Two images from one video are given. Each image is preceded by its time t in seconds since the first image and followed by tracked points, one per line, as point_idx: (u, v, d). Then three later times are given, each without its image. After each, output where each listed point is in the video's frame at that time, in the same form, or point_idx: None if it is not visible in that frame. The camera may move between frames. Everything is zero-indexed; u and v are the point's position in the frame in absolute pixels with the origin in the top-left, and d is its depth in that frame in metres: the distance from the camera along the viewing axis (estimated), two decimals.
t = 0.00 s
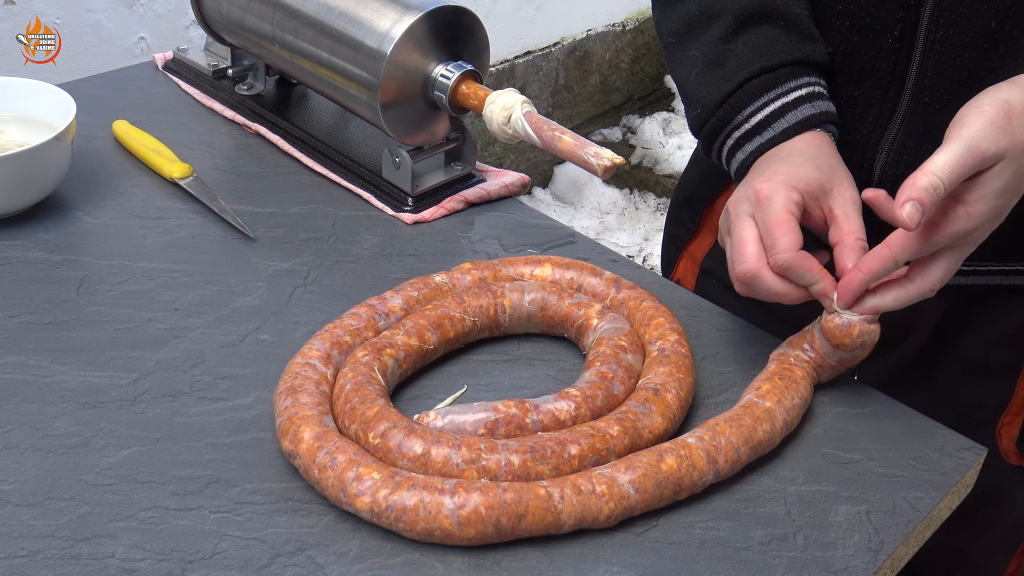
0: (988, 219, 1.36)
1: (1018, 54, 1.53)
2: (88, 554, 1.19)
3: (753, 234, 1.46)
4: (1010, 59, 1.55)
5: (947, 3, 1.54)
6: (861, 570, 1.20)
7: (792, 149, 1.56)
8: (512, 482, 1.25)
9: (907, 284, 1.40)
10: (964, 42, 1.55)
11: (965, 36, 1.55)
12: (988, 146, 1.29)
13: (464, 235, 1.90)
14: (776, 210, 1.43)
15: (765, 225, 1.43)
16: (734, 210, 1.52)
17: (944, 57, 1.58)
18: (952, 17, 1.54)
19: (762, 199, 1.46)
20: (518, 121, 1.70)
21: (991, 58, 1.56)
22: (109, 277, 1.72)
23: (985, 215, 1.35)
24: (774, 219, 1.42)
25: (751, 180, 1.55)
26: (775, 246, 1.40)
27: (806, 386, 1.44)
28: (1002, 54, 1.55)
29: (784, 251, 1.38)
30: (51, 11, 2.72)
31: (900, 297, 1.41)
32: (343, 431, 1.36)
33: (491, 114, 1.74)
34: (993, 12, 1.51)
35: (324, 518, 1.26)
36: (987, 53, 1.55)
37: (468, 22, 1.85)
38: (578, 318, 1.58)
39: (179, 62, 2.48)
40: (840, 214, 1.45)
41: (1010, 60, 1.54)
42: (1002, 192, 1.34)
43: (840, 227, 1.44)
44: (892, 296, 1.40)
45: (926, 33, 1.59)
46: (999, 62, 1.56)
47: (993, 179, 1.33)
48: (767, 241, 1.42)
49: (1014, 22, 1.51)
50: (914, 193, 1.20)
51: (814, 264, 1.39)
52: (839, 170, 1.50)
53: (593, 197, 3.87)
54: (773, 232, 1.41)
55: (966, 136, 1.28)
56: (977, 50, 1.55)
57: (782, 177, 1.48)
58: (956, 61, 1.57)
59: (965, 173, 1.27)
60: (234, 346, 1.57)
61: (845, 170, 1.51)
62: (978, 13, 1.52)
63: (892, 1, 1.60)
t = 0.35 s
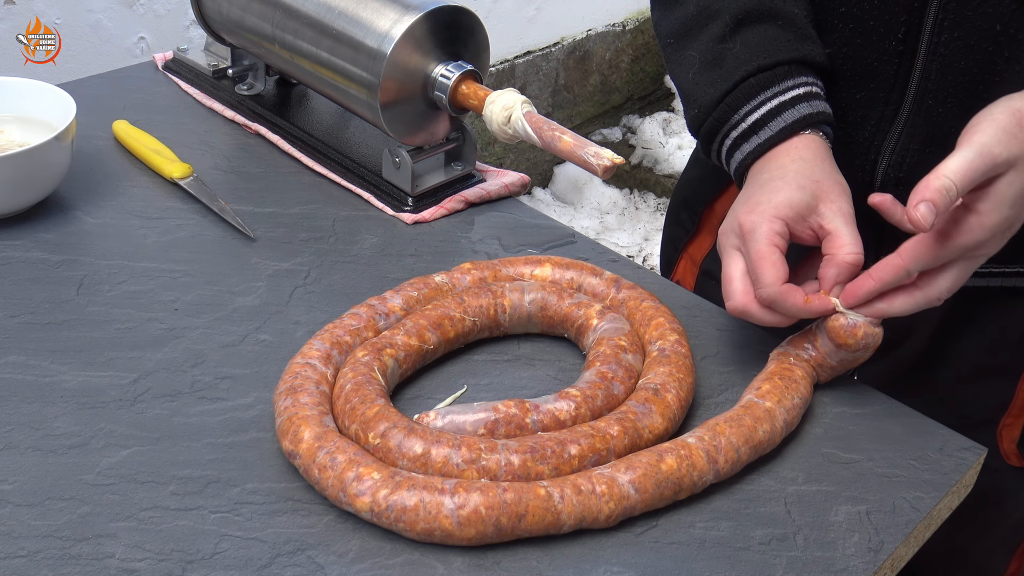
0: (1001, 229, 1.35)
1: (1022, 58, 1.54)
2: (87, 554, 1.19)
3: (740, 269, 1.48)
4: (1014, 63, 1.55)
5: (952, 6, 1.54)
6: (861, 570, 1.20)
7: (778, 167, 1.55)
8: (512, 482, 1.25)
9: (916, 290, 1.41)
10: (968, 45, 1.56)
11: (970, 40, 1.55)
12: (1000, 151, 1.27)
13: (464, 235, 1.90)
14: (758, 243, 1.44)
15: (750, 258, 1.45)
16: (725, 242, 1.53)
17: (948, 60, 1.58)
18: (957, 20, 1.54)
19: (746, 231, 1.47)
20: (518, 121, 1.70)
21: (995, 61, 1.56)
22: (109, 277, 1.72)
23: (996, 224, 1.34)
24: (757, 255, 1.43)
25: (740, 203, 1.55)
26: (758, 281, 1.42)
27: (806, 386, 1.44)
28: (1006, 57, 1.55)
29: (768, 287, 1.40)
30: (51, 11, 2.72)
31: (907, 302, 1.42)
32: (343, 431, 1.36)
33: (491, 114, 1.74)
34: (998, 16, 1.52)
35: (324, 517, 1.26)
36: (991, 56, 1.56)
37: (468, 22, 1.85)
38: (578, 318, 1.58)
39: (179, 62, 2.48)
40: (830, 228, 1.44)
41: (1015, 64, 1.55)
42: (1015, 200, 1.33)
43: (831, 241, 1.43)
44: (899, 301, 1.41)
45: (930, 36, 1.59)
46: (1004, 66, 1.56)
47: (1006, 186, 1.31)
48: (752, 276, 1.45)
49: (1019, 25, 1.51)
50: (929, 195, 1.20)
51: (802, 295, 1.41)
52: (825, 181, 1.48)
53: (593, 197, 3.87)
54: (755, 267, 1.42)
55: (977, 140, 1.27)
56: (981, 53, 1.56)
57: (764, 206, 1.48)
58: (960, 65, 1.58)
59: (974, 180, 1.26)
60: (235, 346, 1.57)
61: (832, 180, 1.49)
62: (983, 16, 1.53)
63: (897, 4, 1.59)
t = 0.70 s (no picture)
0: None
1: (1019, 59, 1.53)
2: (87, 554, 1.19)
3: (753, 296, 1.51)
4: (1011, 65, 1.54)
5: (948, 8, 1.53)
6: (861, 570, 1.20)
7: (764, 183, 1.54)
8: (512, 482, 1.25)
9: (951, 331, 1.37)
10: (965, 47, 1.55)
11: (966, 41, 1.55)
12: (966, 221, 1.26)
13: (464, 235, 1.90)
14: (760, 270, 1.46)
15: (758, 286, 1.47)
16: (732, 267, 1.55)
17: (945, 62, 1.58)
18: (954, 21, 1.54)
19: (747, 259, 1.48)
20: (518, 121, 1.70)
21: (992, 63, 1.55)
22: (109, 277, 1.72)
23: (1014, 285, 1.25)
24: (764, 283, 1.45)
25: (735, 223, 1.55)
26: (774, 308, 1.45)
27: (808, 387, 1.44)
28: (1003, 59, 1.54)
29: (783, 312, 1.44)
30: (51, 11, 2.72)
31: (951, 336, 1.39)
32: (343, 431, 1.36)
33: (491, 113, 1.74)
34: (995, 18, 1.51)
35: (324, 518, 1.26)
36: (988, 58, 1.55)
37: (468, 22, 1.85)
38: (578, 318, 1.58)
39: (179, 62, 2.48)
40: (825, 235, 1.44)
41: (1012, 66, 1.54)
42: None
43: (832, 248, 1.44)
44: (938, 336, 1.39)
45: (926, 38, 1.58)
46: (1001, 67, 1.55)
47: (1005, 247, 1.24)
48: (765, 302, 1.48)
49: (1016, 27, 1.50)
50: (888, 266, 1.38)
51: (819, 310, 1.45)
52: (811, 190, 1.48)
53: (593, 197, 3.87)
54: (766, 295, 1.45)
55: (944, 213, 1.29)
56: (979, 55, 1.55)
57: (756, 229, 1.48)
58: (956, 67, 1.57)
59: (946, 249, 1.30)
60: (235, 346, 1.57)
61: (819, 185, 1.49)
62: (980, 18, 1.52)
63: (894, 6, 1.59)
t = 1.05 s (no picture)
0: (1003, 294, 1.26)
1: (1015, 60, 1.53)
2: (87, 554, 1.19)
3: (748, 305, 1.53)
4: (1006, 66, 1.54)
5: (943, 9, 1.54)
6: (861, 570, 1.20)
7: (745, 190, 1.55)
8: (512, 482, 1.25)
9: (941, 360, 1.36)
10: (960, 49, 1.55)
11: (962, 42, 1.55)
12: (931, 238, 1.32)
13: (464, 235, 1.90)
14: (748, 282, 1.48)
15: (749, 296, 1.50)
16: (724, 277, 1.58)
17: (940, 63, 1.58)
18: (949, 23, 1.54)
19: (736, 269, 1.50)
20: (518, 121, 1.69)
21: (988, 64, 1.55)
22: (110, 277, 1.72)
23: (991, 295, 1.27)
24: (754, 292, 1.48)
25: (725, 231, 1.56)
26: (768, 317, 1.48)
27: (805, 385, 1.44)
28: (999, 60, 1.54)
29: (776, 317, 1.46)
30: (51, 11, 2.72)
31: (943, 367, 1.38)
32: (343, 431, 1.36)
33: (491, 114, 1.74)
34: (990, 19, 1.51)
35: (324, 518, 1.26)
36: (984, 59, 1.55)
37: (469, 22, 1.85)
38: (578, 318, 1.58)
39: (179, 62, 2.48)
40: (807, 240, 1.44)
41: (1007, 66, 1.54)
42: (995, 261, 1.26)
43: (815, 251, 1.44)
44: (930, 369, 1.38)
45: (922, 39, 1.58)
46: (996, 68, 1.55)
47: (972, 256, 1.28)
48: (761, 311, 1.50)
49: (1011, 29, 1.50)
50: (870, 297, 1.43)
51: (812, 312, 1.46)
52: (789, 195, 1.48)
53: (594, 197, 3.87)
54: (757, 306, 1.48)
55: (912, 238, 1.35)
56: (974, 56, 1.55)
57: (739, 240, 1.49)
58: (952, 68, 1.58)
59: (917, 270, 1.34)
60: (235, 346, 1.57)
61: (797, 190, 1.49)
62: (975, 19, 1.52)
63: (889, 7, 1.59)
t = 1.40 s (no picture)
0: (980, 291, 1.26)
1: (1012, 61, 1.53)
2: (87, 554, 1.19)
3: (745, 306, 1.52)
4: (1004, 67, 1.54)
5: (940, 11, 1.54)
6: (861, 570, 1.20)
7: (747, 189, 1.55)
8: (512, 483, 1.25)
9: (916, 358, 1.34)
10: (957, 50, 1.55)
11: (959, 44, 1.55)
12: (923, 228, 1.32)
13: (464, 235, 1.90)
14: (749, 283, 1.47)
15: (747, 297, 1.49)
16: (723, 277, 1.57)
17: (938, 64, 1.58)
18: (946, 24, 1.54)
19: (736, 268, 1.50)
20: (518, 121, 1.69)
21: (985, 65, 1.55)
22: (110, 277, 1.72)
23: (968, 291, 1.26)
24: (750, 293, 1.47)
25: (724, 230, 1.56)
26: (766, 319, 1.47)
27: (804, 383, 1.44)
28: (996, 62, 1.54)
29: (767, 321, 1.46)
30: (51, 11, 2.72)
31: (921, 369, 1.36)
32: (343, 431, 1.36)
33: (491, 113, 1.74)
34: (987, 20, 1.51)
35: (324, 518, 1.26)
36: (981, 60, 1.55)
37: (469, 22, 1.85)
38: (578, 318, 1.58)
39: (179, 62, 2.48)
40: (808, 237, 1.45)
41: (1004, 68, 1.54)
42: (977, 258, 1.26)
43: (815, 251, 1.44)
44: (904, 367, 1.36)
45: (919, 41, 1.58)
46: (993, 70, 1.55)
47: (958, 249, 1.28)
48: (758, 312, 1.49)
49: (1008, 30, 1.50)
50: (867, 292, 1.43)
51: (803, 316, 1.46)
52: (792, 195, 1.48)
53: (593, 197, 3.87)
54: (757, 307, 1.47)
55: (908, 226, 1.35)
56: (971, 57, 1.55)
57: (742, 238, 1.49)
58: (949, 69, 1.57)
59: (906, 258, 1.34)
60: (235, 346, 1.57)
61: (800, 189, 1.49)
62: (972, 20, 1.52)
63: (886, 9, 1.59)
